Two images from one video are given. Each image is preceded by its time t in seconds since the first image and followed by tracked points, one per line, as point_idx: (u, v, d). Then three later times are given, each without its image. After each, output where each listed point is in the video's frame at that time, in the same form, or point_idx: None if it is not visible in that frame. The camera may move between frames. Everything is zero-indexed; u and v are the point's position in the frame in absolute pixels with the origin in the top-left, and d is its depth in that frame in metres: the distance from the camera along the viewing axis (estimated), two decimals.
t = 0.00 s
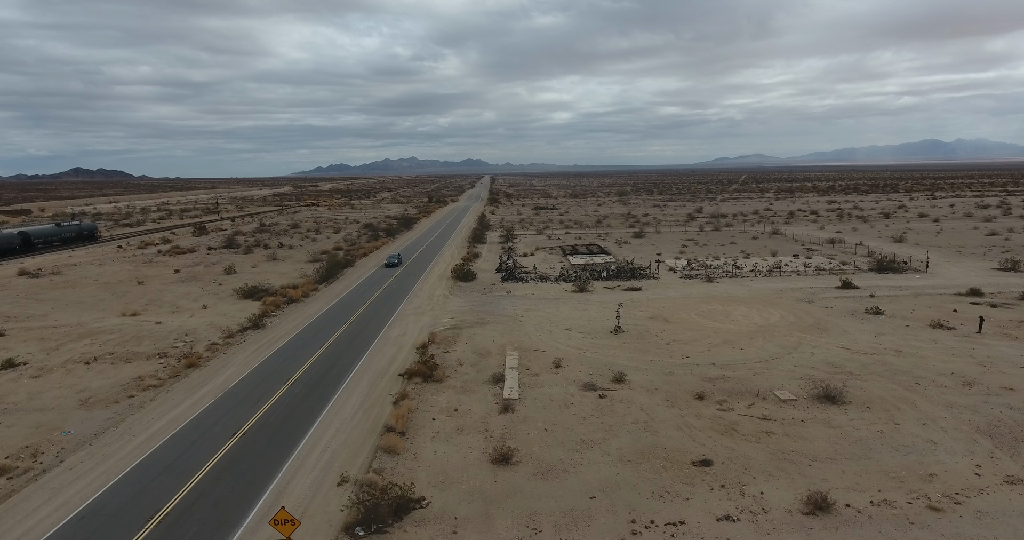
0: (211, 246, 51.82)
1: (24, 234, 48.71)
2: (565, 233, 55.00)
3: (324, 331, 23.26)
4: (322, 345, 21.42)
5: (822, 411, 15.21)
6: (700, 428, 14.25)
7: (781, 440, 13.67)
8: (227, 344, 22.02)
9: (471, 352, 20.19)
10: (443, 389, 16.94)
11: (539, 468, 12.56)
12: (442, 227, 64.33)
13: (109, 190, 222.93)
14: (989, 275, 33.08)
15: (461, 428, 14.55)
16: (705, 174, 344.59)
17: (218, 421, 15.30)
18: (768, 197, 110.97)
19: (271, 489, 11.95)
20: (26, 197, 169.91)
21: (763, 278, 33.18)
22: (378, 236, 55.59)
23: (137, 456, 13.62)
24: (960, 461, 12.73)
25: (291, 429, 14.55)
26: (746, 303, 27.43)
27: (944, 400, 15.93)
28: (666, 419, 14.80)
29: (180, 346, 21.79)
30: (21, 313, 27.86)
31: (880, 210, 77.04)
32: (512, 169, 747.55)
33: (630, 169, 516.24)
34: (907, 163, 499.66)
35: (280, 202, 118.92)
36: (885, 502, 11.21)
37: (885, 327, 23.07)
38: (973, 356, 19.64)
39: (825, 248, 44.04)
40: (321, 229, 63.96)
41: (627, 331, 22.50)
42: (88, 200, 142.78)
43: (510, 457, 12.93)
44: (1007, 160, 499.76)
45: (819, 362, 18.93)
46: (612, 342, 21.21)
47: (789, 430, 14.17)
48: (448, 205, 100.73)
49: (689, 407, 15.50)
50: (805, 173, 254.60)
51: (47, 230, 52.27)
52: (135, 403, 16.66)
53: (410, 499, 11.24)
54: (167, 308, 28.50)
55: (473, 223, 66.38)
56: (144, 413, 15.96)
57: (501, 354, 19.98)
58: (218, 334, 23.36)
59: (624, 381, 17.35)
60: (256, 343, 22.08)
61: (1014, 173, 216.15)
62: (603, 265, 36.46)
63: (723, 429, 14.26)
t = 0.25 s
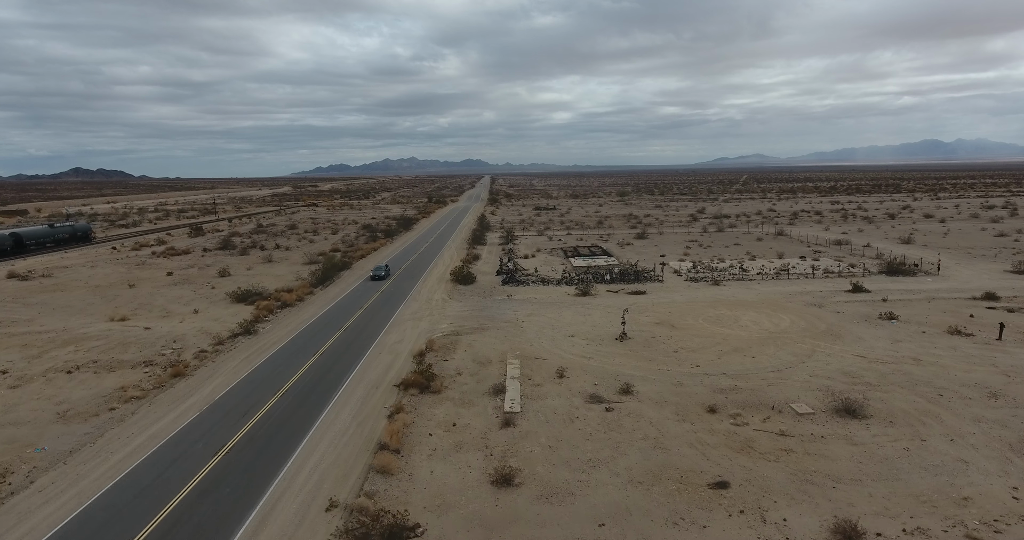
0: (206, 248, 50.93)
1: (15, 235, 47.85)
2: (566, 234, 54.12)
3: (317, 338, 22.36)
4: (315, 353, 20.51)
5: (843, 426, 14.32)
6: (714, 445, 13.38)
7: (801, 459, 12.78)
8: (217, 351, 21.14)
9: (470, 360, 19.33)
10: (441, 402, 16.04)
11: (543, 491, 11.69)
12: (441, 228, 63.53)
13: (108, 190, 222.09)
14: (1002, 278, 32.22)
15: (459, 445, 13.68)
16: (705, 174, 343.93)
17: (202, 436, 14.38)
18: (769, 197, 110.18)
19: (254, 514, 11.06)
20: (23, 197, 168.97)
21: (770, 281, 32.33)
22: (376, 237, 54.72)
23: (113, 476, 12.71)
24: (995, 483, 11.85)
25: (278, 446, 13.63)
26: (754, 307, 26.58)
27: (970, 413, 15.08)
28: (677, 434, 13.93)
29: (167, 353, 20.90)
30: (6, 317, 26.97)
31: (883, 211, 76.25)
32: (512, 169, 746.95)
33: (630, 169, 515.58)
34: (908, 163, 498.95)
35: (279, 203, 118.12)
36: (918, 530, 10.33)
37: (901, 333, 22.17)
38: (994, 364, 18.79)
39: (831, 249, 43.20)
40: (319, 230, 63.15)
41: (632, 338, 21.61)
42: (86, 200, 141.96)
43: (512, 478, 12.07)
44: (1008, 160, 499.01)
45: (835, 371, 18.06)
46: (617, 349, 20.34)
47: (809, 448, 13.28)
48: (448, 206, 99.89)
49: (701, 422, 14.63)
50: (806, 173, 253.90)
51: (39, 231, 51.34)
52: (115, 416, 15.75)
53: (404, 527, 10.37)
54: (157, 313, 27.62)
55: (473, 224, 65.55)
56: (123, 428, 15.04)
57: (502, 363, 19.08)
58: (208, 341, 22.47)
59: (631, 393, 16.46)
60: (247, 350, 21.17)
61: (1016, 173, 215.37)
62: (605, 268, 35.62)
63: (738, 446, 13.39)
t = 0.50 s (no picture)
0: (201, 249, 50.02)
1: (7, 236, 47.00)
2: (567, 235, 53.23)
3: (310, 345, 21.48)
4: (307, 361, 19.64)
5: (866, 444, 13.42)
6: (730, 465, 12.50)
7: (824, 481, 11.92)
8: (205, 359, 20.26)
9: (469, 370, 18.44)
10: (437, 416, 15.15)
11: (547, 517, 10.81)
12: (441, 229, 62.66)
13: (106, 190, 221.25)
14: (1017, 282, 31.34)
15: (457, 464, 12.80)
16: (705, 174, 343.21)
17: (184, 453, 13.54)
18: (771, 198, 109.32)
19: None
20: (21, 197, 167.93)
21: (778, 284, 31.46)
22: (375, 239, 53.87)
23: (86, 499, 11.85)
24: None
25: (264, 465, 12.76)
26: (763, 312, 25.70)
27: (1000, 429, 14.20)
28: (690, 453, 13.04)
29: (153, 362, 20.03)
30: None
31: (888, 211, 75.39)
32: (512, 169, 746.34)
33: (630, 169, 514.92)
34: (908, 163, 498.23)
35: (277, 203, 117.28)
36: None
37: (918, 340, 21.28)
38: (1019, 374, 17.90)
39: (839, 251, 42.32)
40: (316, 231, 62.32)
41: (638, 345, 20.72)
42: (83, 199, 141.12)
43: (513, 502, 11.20)
44: (1008, 160, 498.21)
45: (853, 382, 17.17)
46: (623, 358, 19.46)
47: (831, 468, 12.41)
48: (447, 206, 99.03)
49: (714, 438, 13.75)
50: (807, 174, 253.28)
51: (31, 232, 50.44)
52: (93, 431, 14.88)
53: None
54: (147, 318, 26.73)
55: (472, 225, 64.70)
56: (101, 444, 14.16)
57: (502, 372, 18.19)
58: (197, 348, 21.59)
59: (639, 406, 15.57)
60: (236, 358, 20.30)
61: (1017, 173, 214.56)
62: (609, 270, 34.73)
63: (756, 466, 12.50)
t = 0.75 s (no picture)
0: (196, 251, 49.09)
1: None
2: (568, 237, 52.28)
3: (302, 353, 20.60)
4: (299, 371, 18.77)
5: (892, 463, 12.53)
6: (748, 488, 11.62)
7: (850, 506, 11.04)
8: (192, 368, 19.39)
9: (468, 380, 17.56)
10: (434, 432, 14.28)
11: None
12: (440, 230, 61.77)
13: (104, 190, 220.40)
14: None
15: (455, 487, 11.92)
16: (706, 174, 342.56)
17: (164, 474, 12.69)
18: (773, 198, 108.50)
19: None
20: (19, 198, 167.29)
21: (786, 288, 30.59)
22: (373, 240, 52.99)
23: (56, 526, 10.99)
24: None
25: (249, 488, 11.91)
26: (773, 317, 24.83)
27: None
28: (704, 474, 12.16)
29: (138, 371, 19.15)
30: None
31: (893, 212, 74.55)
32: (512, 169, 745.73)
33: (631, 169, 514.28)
34: (909, 163, 497.46)
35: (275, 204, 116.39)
36: None
37: (936, 348, 20.40)
38: None
39: (846, 253, 41.45)
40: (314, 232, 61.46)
41: (645, 353, 19.84)
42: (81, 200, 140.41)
43: (515, 531, 10.33)
44: (1009, 160, 497.48)
45: (873, 394, 16.28)
46: (629, 367, 18.57)
47: (856, 491, 11.54)
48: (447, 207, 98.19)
49: (730, 457, 12.86)
50: (807, 174, 252.69)
51: (24, 234, 49.57)
52: (69, 448, 14.01)
53: None
54: (135, 324, 25.85)
55: (472, 226, 63.84)
56: (75, 463, 13.27)
57: (503, 383, 17.31)
58: (184, 356, 20.72)
59: (648, 421, 14.68)
60: (225, 368, 19.42)
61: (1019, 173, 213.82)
62: (612, 273, 33.86)
63: (776, 488, 11.63)
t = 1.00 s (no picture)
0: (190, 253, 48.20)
1: None
2: (569, 238, 51.43)
3: (293, 362, 19.70)
4: (289, 382, 17.88)
5: (922, 487, 11.65)
6: (769, 515, 10.74)
7: (880, 537, 10.17)
8: (178, 378, 18.51)
9: (466, 392, 16.68)
10: (430, 450, 13.40)
11: None
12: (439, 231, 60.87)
13: (103, 190, 219.55)
14: None
15: (451, 513, 11.04)
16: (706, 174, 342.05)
17: (140, 497, 11.81)
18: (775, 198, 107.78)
19: None
20: (16, 198, 166.55)
21: (795, 292, 29.71)
22: (371, 241, 52.12)
23: None
24: None
25: (230, 514, 11.04)
26: (783, 323, 23.96)
27: None
28: (720, 499, 11.28)
29: (121, 381, 18.27)
30: None
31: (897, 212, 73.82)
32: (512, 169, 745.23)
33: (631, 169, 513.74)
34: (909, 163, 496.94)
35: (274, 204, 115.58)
36: None
37: (956, 357, 19.50)
38: None
39: (853, 255, 40.61)
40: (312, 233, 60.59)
41: (652, 363, 18.95)
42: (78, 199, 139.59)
43: None
44: (1010, 161, 497.01)
45: (895, 408, 15.39)
46: (636, 377, 17.69)
47: (886, 519, 10.66)
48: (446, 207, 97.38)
49: (746, 479, 11.99)
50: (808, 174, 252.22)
51: (14, 235, 48.64)
52: (40, 468, 13.13)
53: None
54: (122, 329, 24.96)
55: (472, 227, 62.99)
56: (44, 485, 12.35)
57: (503, 395, 16.43)
58: (170, 365, 19.84)
59: (657, 438, 13.79)
60: (211, 378, 18.52)
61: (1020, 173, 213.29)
62: (615, 276, 32.98)
63: (799, 516, 10.74)
